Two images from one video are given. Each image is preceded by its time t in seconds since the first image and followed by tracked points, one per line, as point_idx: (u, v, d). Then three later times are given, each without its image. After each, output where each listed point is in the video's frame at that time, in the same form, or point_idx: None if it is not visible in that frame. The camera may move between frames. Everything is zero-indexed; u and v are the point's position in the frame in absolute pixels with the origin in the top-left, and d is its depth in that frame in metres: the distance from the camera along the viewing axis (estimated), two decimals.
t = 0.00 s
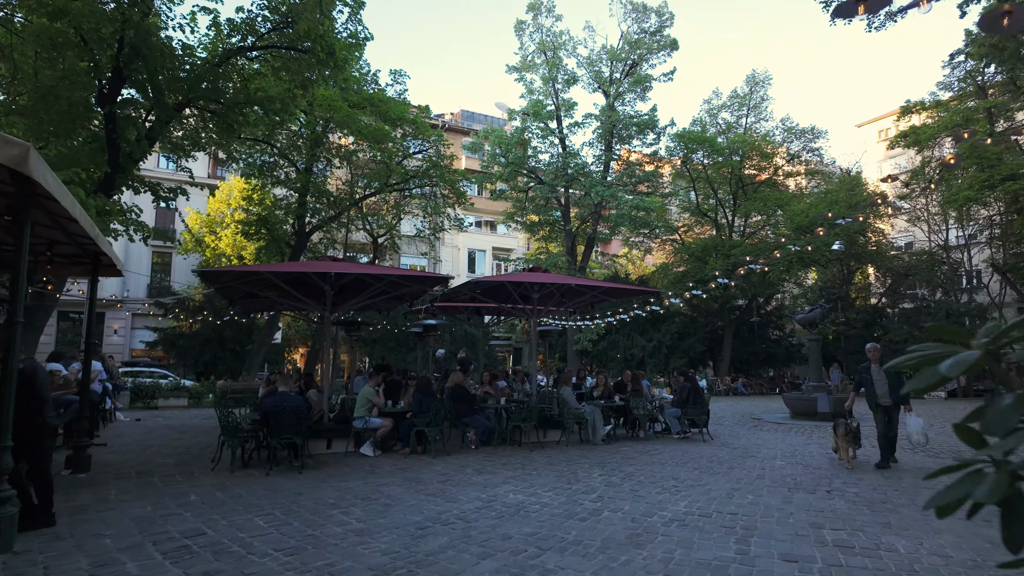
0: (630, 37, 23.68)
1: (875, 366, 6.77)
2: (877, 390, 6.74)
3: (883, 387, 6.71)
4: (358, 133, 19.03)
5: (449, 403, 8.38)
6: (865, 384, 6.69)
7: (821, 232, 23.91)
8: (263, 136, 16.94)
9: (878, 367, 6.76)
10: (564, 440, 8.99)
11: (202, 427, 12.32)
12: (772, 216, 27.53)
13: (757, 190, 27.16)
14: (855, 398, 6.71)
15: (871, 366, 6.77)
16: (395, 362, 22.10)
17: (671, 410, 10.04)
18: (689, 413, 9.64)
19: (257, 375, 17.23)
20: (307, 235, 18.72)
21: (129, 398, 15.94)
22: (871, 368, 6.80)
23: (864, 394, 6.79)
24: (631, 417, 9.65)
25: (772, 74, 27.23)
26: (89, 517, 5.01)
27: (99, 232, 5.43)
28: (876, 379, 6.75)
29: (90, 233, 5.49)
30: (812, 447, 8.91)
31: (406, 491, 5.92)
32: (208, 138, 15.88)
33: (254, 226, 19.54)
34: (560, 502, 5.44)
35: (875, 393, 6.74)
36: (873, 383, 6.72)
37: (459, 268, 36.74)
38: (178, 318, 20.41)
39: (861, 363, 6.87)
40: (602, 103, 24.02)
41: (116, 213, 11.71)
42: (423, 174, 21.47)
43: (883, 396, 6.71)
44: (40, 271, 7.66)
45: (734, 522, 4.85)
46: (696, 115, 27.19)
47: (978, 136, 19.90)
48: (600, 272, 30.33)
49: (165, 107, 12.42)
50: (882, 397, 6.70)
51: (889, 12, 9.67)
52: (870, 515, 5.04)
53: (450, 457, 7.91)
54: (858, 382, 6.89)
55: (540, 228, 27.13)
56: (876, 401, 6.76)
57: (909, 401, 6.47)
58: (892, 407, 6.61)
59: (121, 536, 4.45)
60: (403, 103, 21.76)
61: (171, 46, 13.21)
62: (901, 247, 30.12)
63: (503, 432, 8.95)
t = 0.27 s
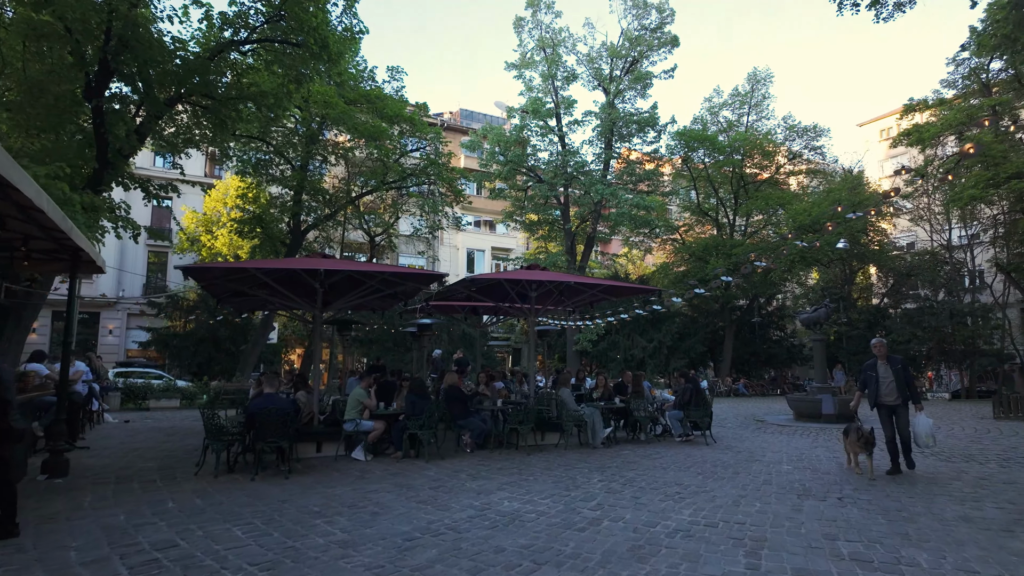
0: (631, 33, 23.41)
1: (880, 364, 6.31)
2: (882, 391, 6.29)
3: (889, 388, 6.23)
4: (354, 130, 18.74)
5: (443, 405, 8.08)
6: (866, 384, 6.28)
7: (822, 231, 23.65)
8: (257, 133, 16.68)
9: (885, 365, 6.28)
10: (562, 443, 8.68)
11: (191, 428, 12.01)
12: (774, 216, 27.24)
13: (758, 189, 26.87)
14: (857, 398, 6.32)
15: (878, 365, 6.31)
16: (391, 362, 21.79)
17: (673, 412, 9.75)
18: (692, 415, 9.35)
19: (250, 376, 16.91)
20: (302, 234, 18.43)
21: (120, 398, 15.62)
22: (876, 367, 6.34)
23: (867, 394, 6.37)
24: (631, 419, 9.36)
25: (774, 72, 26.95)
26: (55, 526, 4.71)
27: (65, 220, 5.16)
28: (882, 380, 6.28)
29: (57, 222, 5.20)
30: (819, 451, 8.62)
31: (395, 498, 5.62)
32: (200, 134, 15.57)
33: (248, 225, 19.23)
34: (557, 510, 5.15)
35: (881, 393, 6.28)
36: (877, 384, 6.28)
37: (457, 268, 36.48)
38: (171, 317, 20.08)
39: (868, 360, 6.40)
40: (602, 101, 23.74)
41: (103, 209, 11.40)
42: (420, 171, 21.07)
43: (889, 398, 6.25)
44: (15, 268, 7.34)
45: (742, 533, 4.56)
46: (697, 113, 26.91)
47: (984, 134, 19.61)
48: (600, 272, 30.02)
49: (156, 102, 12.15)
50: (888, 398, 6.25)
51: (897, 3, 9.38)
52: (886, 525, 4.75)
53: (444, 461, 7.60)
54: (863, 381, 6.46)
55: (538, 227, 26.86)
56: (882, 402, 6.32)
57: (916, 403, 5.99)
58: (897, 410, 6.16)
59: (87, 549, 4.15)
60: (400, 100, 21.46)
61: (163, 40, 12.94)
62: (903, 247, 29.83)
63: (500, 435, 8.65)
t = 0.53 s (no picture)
0: (625, 31, 23.22)
1: (881, 368, 5.99)
2: (881, 397, 5.95)
3: (889, 394, 5.89)
4: (344, 127, 18.46)
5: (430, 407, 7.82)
6: (864, 388, 5.97)
7: (816, 231, 23.54)
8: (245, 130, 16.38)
9: (886, 370, 5.96)
10: (553, 446, 8.44)
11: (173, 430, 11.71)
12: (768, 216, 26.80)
13: (752, 189, 26.74)
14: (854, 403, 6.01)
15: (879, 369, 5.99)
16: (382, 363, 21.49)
17: (668, 414, 9.53)
18: (687, 418, 9.13)
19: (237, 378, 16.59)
20: (291, 232, 18.13)
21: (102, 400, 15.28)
22: (876, 371, 6.03)
23: (865, 399, 6.04)
24: (625, 422, 9.13)
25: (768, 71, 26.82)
26: (10, 538, 4.41)
27: (24, 212, 4.89)
28: (882, 385, 5.94)
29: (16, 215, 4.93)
30: (816, 454, 8.40)
31: (376, 505, 5.36)
32: (186, 129, 15.24)
33: (236, 223, 18.90)
34: (546, 519, 4.90)
35: (879, 399, 5.94)
36: (875, 389, 5.95)
37: (450, 268, 36.22)
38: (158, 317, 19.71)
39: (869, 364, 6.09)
40: (596, 100, 23.54)
41: (82, 205, 11.09)
42: (410, 171, 20.87)
43: (888, 405, 5.90)
44: None
45: (739, 543, 4.33)
46: (692, 112, 26.77)
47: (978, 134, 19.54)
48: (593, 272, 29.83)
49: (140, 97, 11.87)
50: (887, 405, 5.90)
51: None
52: (890, 534, 4.53)
53: (430, 466, 7.34)
54: (863, 386, 6.14)
55: (532, 227, 26.65)
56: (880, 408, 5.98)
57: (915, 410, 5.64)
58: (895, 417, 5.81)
59: (39, 563, 3.87)
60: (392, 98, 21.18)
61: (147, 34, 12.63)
62: (897, 247, 29.76)
63: (489, 439, 8.39)
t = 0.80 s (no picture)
0: (616, 30, 23.05)
1: (877, 366, 5.74)
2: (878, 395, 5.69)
3: (886, 392, 5.63)
4: (329, 124, 18.12)
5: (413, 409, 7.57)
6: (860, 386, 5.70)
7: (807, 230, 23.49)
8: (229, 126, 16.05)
9: (883, 367, 5.70)
10: (540, 448, 8.19)
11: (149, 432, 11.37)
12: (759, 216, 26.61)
13: (743, 188, 26.59)
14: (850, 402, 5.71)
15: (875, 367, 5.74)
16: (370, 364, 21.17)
17: (658, 415, 9.32)
18: (677, 418, 8.92)
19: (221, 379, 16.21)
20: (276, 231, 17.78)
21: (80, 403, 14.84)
22: (871, 368, 5.78)
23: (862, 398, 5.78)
24: (614, 423, 8.91)
25: (760, 71, 26.72)
26: None
27: None
28: (878, 383, 5.69)
29: None
30: (808, 455, 8.22)
31: (351, 512, 5.11)
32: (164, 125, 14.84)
33: (219, 222, 18.53)
34: (527, 526, 4.66)
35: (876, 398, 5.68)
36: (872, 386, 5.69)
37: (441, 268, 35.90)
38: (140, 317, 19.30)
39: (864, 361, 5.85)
40: (586, 98, 23.35)
41: (53, 200, 10.73)
42: (398, 168, 20.38)
43: (886, 403, 5.64)
44: None
45: (730, 551, 4.10)
46: (683, 111, 26.64)
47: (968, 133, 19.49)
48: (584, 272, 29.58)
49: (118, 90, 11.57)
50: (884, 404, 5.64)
51: None
52: (887, 540, 4.32)
53: (412, 469, 7.09)
54: (859, 384, 5.88)
55: (523, 226, 26.42)
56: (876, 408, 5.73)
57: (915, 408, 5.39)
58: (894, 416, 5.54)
59: None
60: (379, 95, 20.85)
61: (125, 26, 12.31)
62: (888, 247, 29.71)
63: (474, 441, 8.15)
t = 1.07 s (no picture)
0: (609, 27, 22.86)
1: (871, 370, 5.39)
2: (874, 401, 5.32)
3: (882, 398, 5.28)
4: (318, 121, 17.87)
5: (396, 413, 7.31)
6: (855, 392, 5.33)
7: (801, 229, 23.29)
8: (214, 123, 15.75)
9: (877, 371, 5.35)
10: (529, 452, 7.95)
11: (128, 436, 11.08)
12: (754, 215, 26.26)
13: (738, 187, 26.42)
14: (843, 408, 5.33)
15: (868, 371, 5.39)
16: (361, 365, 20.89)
17: (649, 417, 9.09)
18: (669, 421, 8.70)
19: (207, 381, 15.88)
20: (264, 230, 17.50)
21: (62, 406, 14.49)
22: (865, 373, 5.42)
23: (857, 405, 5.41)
24: (604, 426, 8.68)
25: (754, 69, 26.58)
26: None
27: None
28: (874, 389, 5.33)
29: None
30: (803, 459, 8.00)
31: (323, 523, 4.85)
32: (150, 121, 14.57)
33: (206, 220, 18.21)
34: (508, 538, 4.41)
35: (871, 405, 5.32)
36: (867, 392, 5.33)
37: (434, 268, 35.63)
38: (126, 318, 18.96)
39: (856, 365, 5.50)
40: (579, 96, 23.16)
41: (30, 199, 10.14)
42: (390, 166, 20.00)
43: (882, 410, 5.28)
44: None
45: (721, 565, 3.87)
46: (677, 109, 26.46)
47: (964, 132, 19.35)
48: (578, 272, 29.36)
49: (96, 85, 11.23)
50: (881, 411, 5.28)
51: None
52: (887, 553, 4.10)
53: (393, 476, 6.83)
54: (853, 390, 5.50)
55: (516, 226, 26.19)
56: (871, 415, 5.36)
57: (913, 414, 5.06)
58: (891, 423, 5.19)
59: None
60: (369, 93, 20.60)
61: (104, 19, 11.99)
62: (883, 247, 29.61)
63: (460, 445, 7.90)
